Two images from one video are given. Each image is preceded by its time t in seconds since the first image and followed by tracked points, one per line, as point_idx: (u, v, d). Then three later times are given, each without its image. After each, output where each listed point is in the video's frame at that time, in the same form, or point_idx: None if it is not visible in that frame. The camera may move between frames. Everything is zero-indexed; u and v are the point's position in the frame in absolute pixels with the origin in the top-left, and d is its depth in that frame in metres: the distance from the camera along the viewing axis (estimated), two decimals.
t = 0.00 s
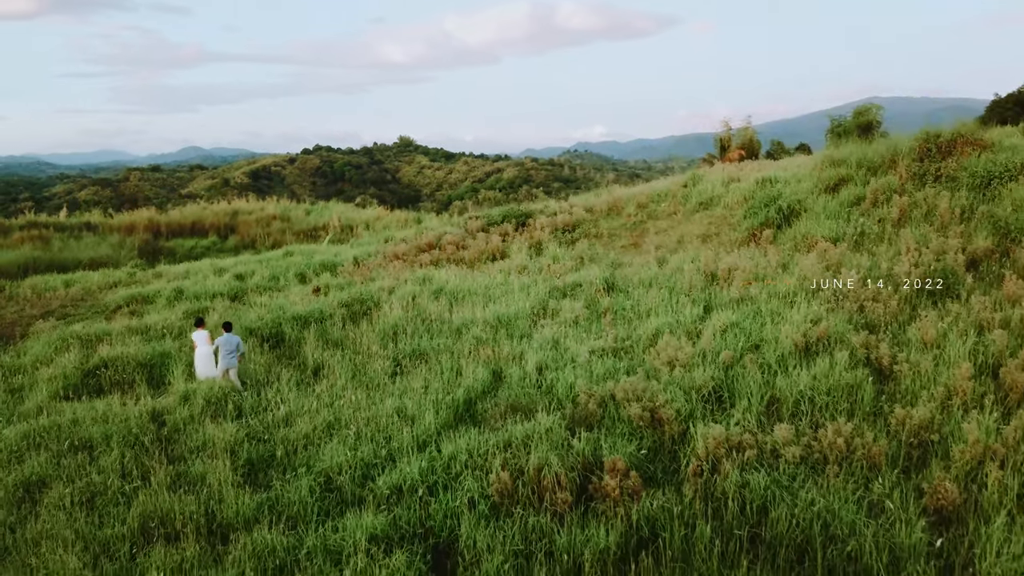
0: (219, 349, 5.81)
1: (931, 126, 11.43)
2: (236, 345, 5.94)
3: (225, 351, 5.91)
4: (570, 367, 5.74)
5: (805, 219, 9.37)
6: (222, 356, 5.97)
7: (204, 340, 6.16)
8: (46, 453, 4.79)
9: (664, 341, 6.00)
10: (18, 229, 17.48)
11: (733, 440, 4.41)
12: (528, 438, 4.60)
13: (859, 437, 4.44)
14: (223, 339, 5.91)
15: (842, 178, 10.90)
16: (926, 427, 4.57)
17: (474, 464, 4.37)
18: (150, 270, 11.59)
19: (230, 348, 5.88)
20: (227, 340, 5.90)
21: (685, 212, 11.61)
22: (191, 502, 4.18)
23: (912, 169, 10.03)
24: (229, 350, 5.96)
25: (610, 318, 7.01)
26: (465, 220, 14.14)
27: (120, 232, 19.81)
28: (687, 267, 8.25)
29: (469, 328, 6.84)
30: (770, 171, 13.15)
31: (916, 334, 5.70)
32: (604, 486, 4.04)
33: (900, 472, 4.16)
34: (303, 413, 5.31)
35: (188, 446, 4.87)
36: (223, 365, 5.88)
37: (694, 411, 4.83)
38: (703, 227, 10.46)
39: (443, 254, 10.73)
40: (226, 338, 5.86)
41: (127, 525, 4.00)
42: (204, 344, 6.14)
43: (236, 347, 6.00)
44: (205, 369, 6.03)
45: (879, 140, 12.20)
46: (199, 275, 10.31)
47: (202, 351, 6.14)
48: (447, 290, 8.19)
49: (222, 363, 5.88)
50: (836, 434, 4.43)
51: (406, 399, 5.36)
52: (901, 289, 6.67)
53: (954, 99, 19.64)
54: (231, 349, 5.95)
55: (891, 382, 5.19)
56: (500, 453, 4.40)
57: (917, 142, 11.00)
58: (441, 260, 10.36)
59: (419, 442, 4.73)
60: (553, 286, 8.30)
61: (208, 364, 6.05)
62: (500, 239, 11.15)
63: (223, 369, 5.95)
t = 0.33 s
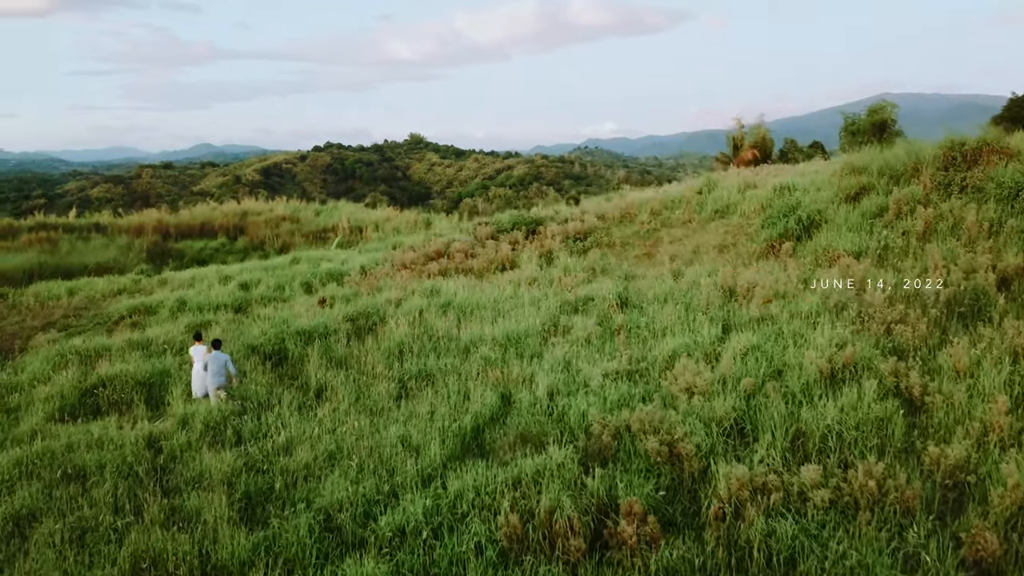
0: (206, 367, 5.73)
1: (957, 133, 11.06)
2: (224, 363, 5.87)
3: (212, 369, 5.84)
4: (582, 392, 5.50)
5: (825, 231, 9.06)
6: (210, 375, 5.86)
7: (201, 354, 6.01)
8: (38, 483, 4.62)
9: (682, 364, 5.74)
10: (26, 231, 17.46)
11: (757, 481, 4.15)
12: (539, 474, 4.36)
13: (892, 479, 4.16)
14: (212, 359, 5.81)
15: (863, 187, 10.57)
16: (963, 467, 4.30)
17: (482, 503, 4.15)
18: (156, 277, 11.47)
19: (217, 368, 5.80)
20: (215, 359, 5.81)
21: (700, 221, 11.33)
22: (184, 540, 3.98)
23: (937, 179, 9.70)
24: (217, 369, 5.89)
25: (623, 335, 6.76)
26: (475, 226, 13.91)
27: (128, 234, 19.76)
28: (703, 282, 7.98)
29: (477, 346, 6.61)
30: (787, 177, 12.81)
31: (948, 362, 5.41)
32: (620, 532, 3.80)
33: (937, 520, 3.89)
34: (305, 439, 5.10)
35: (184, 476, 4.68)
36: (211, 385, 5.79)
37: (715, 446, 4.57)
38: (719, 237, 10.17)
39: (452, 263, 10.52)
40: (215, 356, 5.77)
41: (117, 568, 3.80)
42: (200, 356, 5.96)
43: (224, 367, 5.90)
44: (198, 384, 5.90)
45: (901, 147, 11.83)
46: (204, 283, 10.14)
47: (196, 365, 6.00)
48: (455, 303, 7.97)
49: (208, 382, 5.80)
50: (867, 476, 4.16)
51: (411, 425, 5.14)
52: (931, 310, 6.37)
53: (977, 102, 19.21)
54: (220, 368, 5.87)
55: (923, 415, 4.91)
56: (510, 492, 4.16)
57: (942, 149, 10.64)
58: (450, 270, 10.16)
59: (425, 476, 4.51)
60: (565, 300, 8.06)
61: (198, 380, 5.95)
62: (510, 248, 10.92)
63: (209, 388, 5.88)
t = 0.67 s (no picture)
0: (199, 391, 5.57)
1: (985, 143, 10.66)
2: (218, 386, 5.71)
3: (206, 392, 5.67)
4: (596, 424, 5.24)
5: (847, 246, 8.74)
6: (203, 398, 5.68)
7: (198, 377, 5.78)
8: (27, 521, 4.44)
9: (700, 394, 5.47)
10: (35, 234, 17.42)
11: (783, 533, 3.88)
12: (549, 521, 4.11)
13: (930, 533, 3.87)
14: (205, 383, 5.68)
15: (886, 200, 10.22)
16: (1005, 519, 3.99)
17: (489, 553, 3.90)
18: (160, 286, 11.32)
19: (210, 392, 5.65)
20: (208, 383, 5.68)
21: (716, 232, 11.03)
22: None
23: (964, 192, 9.35)
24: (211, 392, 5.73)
25: (638, 359, 6.49)
26: (484, 233, 13.66)
27: (136, 236, 19.70)
28: (720, 301, 7.67)
29: (485, 370, 6.37)
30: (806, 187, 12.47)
31: (984, 398, 5.11)
32: None
33: None
34: (304, 473, 4.89)
35: (179, 514, 4.47)
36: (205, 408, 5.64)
37: (738, 491, 4.31)
38: (736, 251, 9.86)
39: (460, 274, 10.29)
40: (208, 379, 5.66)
41: None
42: (196, 378, 5.76)
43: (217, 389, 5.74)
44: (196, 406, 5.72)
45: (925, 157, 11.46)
46: (208, 294, 9.97)
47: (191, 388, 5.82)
48: (463, 321, 7.74)
49: (203, 406, 5.62)
50: (902, 530, 3.87)
51: (415, 459, 4.91)
52: (963, 338, 6.06)
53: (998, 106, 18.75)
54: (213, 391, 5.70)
55: (957, 457, 4.61)
56: (518, 542, 3.92)
57: (968, 161, 10.28)
58: (459, 283, 9.93)
59: (429, 519, 4.28)
60: (576, 317, 7.80)
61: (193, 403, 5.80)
62: (520, 259, 10.65)
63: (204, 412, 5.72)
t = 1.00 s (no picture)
0: (194, 416, 5.38)
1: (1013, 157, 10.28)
2: (214, 409, 5.51)
3: (202, 417, 5.49)
4: (609, 466, 4.98)
5: (870, 267, 8.41)
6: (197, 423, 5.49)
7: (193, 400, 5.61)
8: (11, 567, 4.24)
9: (720, 433, 5.19)
10: (43, 239, 17.37)
11: None
12: None
13: None
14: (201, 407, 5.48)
15: (908, 216, 9.88)
16: None
17: None
18: (165, 296, 11.17)
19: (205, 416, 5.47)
20: (203, 407, 5.49)
21: (731, 247, 10.72)
22: None
23: (991, 210, 9.00)
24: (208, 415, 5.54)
25: (652, 390, 6.22)
26: (494, 243, 13.41)
27: (144, 239, 19.61)
28: (738, 324, 7.38)
29: (493, 399, 6.12)
30: (824, 199, 12.12)
31: None
32: None
33: None
34: (302, 516, 4.66)
35: (170, 562, 4.26)
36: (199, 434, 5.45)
37: (761, 549, 4.03)
38: (753, 268, 9.54)
39: (468, 289, 10.05)
40: (205, 403, 5.48)
41: None
42: (191, 401, 5.57)
43: (214, 414, 5.54)
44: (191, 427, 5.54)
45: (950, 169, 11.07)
46: (211, 308, 9.78)
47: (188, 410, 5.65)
48: (471, 342, 7.49)
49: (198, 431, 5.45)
50: None
51: (417, 502, 4.67)
52: (997, 374, 5.74)
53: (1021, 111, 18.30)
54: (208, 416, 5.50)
55: (993, 509, 4.30)
56: None
57: (995, 177, 9.93)
58: (467, 298, 9.69)
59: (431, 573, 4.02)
60: (587, 339, 7.54)
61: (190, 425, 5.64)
62: (530, 273, 10.40)
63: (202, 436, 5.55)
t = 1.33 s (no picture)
0: (186, 448, 5.21)
1: None
2: (207, 441, 5.37)
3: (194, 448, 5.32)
4: (621, 519, 4.71)
5: (891, 294, 8.10)
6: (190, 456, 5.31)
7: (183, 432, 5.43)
8: None
9: (738, 483, 4.91)
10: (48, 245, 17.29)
11: None
12: None
13: None
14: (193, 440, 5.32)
15: (930, 237, 9.56)
16: None
17: None
18: (167, 311, 10.99)
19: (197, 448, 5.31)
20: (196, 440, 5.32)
21: (746, 266, 10.42)
22: None
23: (1018, 234, 8.67)
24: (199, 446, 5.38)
25: (665, 429, 5.95)
26: (501, 256, 13.14)
27: (150, 245, 19.49)
28: (755, 355, 7.09)
29: (499, 437, 5.87)
30: (841, 216, 11.79)
31: None
32: None
33: None
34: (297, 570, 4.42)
35: None
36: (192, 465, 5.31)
37: None
38: (769, 290, 9.23)
39: (474, 308, 9.81)
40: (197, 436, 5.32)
41: None
42: (182, 433, 5.39)
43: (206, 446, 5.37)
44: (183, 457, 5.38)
45: (973, 187, 10.72)
46: (211, 327, 9.58)
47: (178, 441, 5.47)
48: (476, 371, 7.25)
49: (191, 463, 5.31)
50: None
51: (418, 557, 4.42)
52: None
53: None
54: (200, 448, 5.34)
55: None
56: None
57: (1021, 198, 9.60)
58: (473, 319, 9.44)
59: None
60: (597, 368, 7.27)
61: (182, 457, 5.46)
62: (538, 292, 10.14)
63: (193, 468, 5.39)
